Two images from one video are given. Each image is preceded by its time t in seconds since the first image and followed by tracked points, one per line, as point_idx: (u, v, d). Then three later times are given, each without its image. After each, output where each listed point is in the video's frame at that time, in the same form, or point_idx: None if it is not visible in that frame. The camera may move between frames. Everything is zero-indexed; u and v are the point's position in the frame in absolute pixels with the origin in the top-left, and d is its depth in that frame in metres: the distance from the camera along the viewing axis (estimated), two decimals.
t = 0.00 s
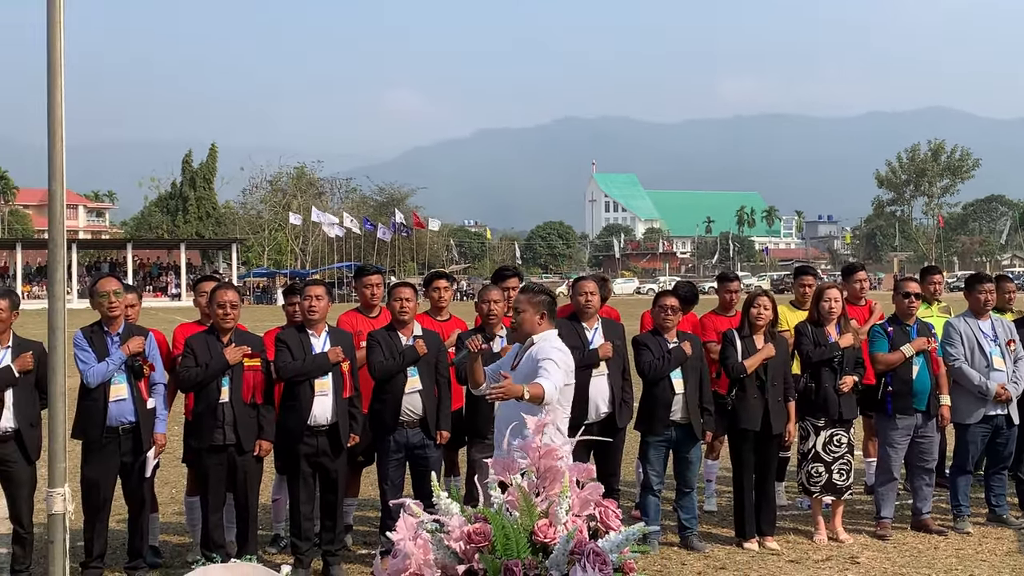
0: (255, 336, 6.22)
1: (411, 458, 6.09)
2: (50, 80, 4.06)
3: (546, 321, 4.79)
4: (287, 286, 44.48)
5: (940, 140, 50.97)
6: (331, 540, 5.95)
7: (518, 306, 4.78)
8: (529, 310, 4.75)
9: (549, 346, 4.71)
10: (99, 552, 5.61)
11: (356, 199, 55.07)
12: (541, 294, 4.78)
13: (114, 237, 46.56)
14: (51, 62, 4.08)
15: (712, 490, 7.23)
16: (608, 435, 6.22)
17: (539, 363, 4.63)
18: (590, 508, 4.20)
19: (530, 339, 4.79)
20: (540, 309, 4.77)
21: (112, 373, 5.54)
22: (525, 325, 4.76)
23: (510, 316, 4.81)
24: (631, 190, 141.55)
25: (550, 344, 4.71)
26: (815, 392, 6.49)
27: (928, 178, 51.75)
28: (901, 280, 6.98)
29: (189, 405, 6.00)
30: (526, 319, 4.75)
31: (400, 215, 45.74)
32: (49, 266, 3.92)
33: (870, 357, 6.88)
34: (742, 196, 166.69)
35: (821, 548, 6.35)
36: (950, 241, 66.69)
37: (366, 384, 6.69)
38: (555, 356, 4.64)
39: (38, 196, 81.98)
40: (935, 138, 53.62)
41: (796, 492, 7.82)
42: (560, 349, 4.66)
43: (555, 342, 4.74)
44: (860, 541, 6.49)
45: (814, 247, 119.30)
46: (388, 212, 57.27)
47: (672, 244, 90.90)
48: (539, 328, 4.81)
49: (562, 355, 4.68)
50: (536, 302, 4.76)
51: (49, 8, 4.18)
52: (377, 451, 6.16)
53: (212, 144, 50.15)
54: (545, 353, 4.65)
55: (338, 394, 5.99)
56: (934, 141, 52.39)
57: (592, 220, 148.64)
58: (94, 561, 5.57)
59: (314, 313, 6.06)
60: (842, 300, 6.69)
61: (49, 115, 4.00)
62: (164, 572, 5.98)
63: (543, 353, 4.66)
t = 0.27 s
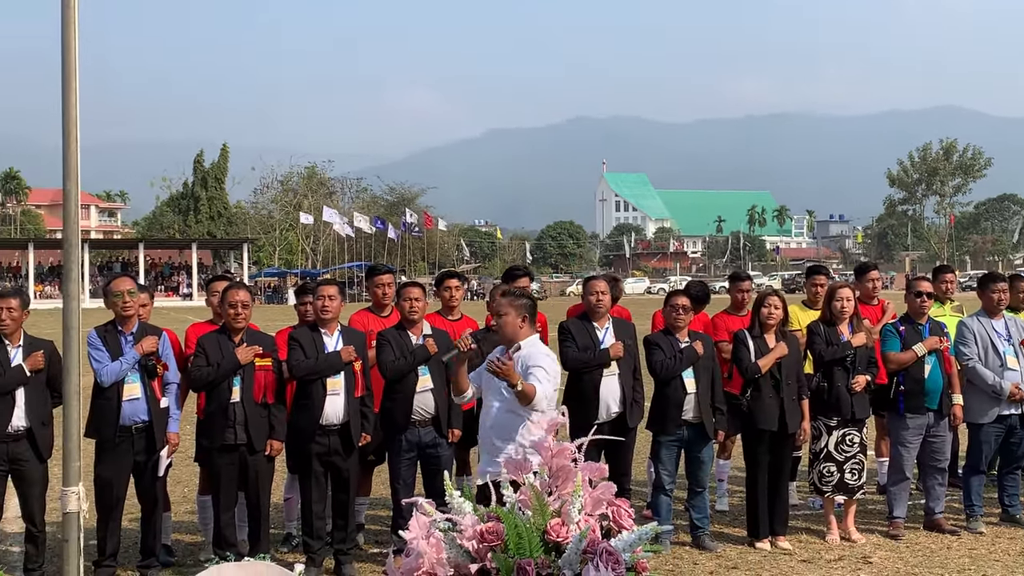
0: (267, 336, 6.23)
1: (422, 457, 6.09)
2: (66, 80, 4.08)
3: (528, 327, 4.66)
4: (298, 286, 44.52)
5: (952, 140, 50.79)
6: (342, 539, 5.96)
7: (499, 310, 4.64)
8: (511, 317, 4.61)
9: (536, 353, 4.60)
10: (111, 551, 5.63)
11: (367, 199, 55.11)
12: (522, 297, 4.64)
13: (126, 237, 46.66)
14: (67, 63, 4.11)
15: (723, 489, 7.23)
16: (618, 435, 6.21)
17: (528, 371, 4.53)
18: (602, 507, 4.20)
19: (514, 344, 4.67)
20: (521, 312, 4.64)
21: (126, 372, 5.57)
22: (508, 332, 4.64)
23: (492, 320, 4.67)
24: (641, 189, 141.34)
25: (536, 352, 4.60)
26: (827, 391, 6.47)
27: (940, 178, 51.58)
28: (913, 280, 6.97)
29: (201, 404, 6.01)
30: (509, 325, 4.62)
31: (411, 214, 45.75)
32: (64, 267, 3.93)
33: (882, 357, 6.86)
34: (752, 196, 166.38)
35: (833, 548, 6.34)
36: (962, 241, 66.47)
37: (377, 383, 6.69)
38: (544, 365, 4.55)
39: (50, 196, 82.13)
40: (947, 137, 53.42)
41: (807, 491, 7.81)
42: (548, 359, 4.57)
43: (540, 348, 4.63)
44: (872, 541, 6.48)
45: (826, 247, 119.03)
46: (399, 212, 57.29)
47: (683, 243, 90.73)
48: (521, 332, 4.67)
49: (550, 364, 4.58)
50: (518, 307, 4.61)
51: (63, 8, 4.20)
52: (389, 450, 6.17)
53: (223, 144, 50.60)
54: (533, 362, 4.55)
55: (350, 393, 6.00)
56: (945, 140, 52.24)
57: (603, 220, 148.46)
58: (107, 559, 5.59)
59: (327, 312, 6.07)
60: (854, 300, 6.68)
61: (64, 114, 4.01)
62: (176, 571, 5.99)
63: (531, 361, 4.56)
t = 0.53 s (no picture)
0: (284, 335, 6.25)
1: (440, 456, 6.11)
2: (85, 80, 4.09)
3: (506, 323, 4.75)
4: (315, 284, 44.63)
5: (969, 137, 50.53)
6: (360, 537, 5.99)
7: (478, 305, 4.70)
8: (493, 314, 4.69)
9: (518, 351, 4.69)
10: (130, 549, 5.66)
11: (382, 198, 55.17)
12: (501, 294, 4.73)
13: (142, 236, 46.82)
14: (86, 61, 4.12)
15: (740, 489, 7.21)
16: (635, 434, 6.21)
17: (513, 370, 4.61)
18: (621, 506, 4.19)
19: (493, 340, 4.74)
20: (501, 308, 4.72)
21: (145, 371, 5.60)
22: (488, 330, 4.71)
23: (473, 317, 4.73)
24: (657, 188, 141.08)
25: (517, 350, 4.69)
26: (846, 389, 6.46)
27: (957, 176, 51.35)
28: (930, 278, 6.95)
29: (219, 402, 6.04)
30: (489, 323, 4.70)
31: (426, 213, 45.81)
32: (84, 267, 3.95)
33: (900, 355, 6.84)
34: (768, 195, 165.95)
35: (850, 547, 6.32)
36: (980, 239, 66.12)
37: (394, 382, 6.71)
38: (528, 363, 4.63)
39: (67, 196, 82.44)
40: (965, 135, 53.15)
41: (825, 491, 7.79)
42: (532, 356, 4.66)
43: (519, 345, 4.72)
44: (891, 541, 6.46)
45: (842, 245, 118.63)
46: (414, 211, 57.34)
47: (699, 242, 90.53)
48: (499, 329, 4.75)
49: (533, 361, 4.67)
50: (498, 303, 4.70)
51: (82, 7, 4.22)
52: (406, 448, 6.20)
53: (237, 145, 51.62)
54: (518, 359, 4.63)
55: (367, 393, 6.01)
56: (962, 138, 52.02)
57: (618, 218, 148.28)
58: (126, 557, 5.61)
59: (345, 311, 6.10)
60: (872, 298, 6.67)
61: (83, 113, 4.02)
62: (194, 570, 6.02)
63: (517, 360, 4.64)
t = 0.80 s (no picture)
0: (307, 333, 6.25)
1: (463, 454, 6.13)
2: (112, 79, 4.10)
3: (504, 322, 4.84)
4: (337, 283, 44.81)
5: (993, 135, 50.17)
6: (383, 535, 6.01)
7: (476, 304, 4.78)
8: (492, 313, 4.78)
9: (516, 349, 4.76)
10: (156, 546, 5.68)
11: (403, 197, 55.30)
12: (498, 294, 4.83)
13: (166, 236, 47.10)
14: (111, 61, 4.14)
15: (764, 488, 7.19)
16: (659, 432, 6.18)
17: (514, 371, 4.66)
18: (645, 505, 4.19)
19: (490, 338, 4.82)
20: (499, 307, 4.81)
21: (170, 369, 5.64)
22: (487, 328, 4.79)
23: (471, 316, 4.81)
24: (678, 186, 140.80)
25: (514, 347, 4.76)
26: (872, 389, 6.44)
27: (981, 173, 51.03)
28: (955, 275, 6.90)
29: (242, 400, 6.06)
30: (487, 320, 4.78)
31: (447, 212, 45.90)
32: (110, 266, 3.98)
33: (925, 353, 6.80)
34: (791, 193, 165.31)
35: (875, 547, 6.29)
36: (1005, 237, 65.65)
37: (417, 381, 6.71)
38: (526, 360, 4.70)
39: (91, 196, 82.98)
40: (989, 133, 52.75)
41: (850, 490, 7.75)
42: (530, 354, 4.74)
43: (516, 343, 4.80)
44: (916, 540, 6.42)
45: (866, 244, 118.00)
46: (435, 210, 57.42)
47: (722, 240, 90.30)
48: (496, 328, 4.84)
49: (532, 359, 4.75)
50: (496, 301, 4.78)
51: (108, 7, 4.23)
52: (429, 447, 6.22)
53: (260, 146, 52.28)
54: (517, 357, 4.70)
55: (390, 391, 6.02)
56: (986, 135, 51.71)
57: (640, 217, 148.05)
58: (151, 555, 5.64)
59: (368, 310, 6.11)
60: (898, 297, 6.64)
61: (109, 114, 4.04)
62: (219, 568, 6.04)
63: (516, 358, 4.70)
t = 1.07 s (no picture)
0: (335, 333, 6.28)
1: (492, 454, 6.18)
2: (146, 77, 4.08)
3: (507, 325, 4.56)
4: (364, 283, 44.92)
5: None
6: (411, 533, 6.01)
7: (477, 306, 4.51)
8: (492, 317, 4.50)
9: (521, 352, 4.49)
10: (187, 544, 5.71)
11: (430, 197, 55.42)
12: (502, 293, 4.54)
13: (194, 236, 47.41)
14: (145, 60, 4.12)
15: (793, 488, 7.17)
16: (688, 433, 6.17)
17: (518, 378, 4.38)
18: (676, 505, 4.18)
19: (493, 341, 4.55)
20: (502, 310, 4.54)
21: (202, 368, 5.68)
22: (489, 331, 4.51)
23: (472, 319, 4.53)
24: (705, 185, 140.43)
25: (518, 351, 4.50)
26: (903, 388, 6.40)
27: (1012, 171, 50.62)
28: (987, 274, 6.84)
29: (271, 399, 6.09)
30: (489, 325, 4.51)
31: (474, 212, 45.92)
32: (144, 265, 3.99)
33: (956, 353, 6.74)
34: (818, 192, 164.50)
35: (906, 547, 6.25)
36: None
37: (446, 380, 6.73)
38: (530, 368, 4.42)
39: (120, 196, 83.59)
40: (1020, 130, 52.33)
41: (881, 490, 7.70)
42: (536, 359, 4.45)
43: (521, 345, 4.52)
44: (947, 541, 6.38)
45: (894, 242, 117.29)
46: (461, 209, 57.52)
47: (749, 239, 89.94)
48: (500, 329, 4.56)
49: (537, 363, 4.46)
50: (498, 303, 4.51)
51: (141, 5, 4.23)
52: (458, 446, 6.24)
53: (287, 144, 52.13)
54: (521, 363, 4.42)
55: (418, 391, 6.03)
56: (1015, 133, 51.32)
57: (666, 216, 147.74)
58: (182, 553, 5.68)
59: (397, 309, 6.12)
60: (930, 296, 6.60)
61: (143, 113, 4.04)
62: (248, 566, 6.07)
63: (520, 365, 4.41)
